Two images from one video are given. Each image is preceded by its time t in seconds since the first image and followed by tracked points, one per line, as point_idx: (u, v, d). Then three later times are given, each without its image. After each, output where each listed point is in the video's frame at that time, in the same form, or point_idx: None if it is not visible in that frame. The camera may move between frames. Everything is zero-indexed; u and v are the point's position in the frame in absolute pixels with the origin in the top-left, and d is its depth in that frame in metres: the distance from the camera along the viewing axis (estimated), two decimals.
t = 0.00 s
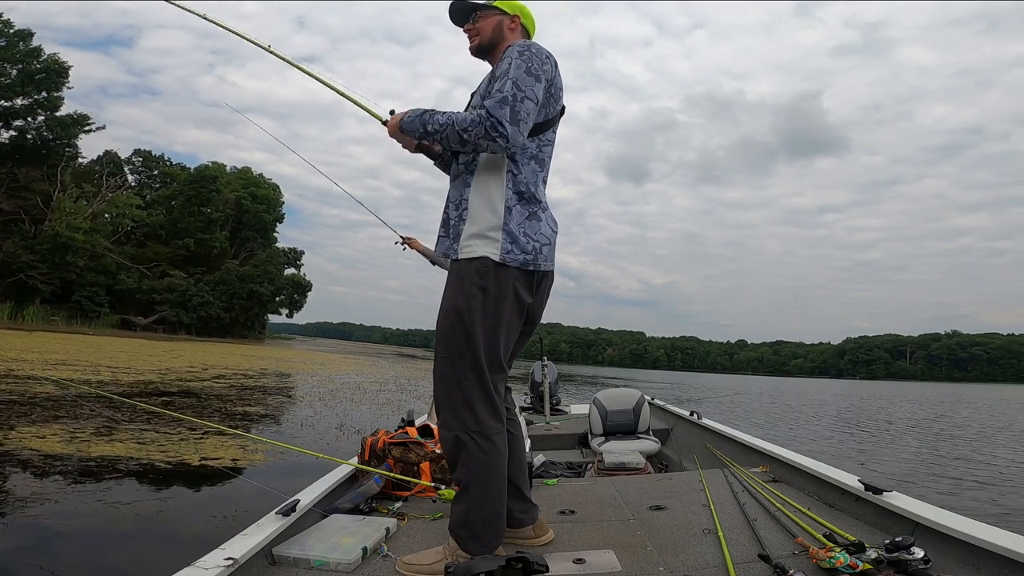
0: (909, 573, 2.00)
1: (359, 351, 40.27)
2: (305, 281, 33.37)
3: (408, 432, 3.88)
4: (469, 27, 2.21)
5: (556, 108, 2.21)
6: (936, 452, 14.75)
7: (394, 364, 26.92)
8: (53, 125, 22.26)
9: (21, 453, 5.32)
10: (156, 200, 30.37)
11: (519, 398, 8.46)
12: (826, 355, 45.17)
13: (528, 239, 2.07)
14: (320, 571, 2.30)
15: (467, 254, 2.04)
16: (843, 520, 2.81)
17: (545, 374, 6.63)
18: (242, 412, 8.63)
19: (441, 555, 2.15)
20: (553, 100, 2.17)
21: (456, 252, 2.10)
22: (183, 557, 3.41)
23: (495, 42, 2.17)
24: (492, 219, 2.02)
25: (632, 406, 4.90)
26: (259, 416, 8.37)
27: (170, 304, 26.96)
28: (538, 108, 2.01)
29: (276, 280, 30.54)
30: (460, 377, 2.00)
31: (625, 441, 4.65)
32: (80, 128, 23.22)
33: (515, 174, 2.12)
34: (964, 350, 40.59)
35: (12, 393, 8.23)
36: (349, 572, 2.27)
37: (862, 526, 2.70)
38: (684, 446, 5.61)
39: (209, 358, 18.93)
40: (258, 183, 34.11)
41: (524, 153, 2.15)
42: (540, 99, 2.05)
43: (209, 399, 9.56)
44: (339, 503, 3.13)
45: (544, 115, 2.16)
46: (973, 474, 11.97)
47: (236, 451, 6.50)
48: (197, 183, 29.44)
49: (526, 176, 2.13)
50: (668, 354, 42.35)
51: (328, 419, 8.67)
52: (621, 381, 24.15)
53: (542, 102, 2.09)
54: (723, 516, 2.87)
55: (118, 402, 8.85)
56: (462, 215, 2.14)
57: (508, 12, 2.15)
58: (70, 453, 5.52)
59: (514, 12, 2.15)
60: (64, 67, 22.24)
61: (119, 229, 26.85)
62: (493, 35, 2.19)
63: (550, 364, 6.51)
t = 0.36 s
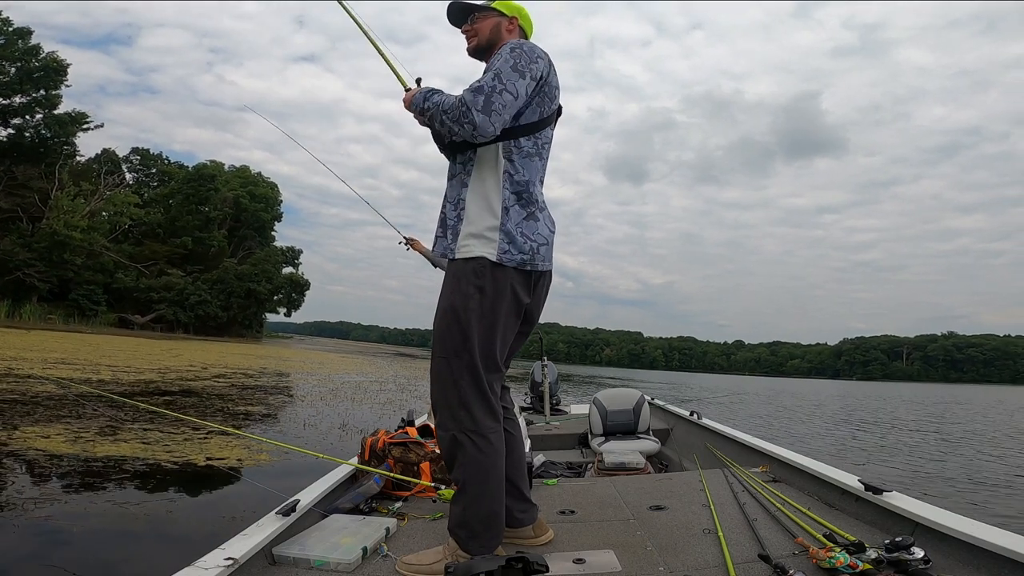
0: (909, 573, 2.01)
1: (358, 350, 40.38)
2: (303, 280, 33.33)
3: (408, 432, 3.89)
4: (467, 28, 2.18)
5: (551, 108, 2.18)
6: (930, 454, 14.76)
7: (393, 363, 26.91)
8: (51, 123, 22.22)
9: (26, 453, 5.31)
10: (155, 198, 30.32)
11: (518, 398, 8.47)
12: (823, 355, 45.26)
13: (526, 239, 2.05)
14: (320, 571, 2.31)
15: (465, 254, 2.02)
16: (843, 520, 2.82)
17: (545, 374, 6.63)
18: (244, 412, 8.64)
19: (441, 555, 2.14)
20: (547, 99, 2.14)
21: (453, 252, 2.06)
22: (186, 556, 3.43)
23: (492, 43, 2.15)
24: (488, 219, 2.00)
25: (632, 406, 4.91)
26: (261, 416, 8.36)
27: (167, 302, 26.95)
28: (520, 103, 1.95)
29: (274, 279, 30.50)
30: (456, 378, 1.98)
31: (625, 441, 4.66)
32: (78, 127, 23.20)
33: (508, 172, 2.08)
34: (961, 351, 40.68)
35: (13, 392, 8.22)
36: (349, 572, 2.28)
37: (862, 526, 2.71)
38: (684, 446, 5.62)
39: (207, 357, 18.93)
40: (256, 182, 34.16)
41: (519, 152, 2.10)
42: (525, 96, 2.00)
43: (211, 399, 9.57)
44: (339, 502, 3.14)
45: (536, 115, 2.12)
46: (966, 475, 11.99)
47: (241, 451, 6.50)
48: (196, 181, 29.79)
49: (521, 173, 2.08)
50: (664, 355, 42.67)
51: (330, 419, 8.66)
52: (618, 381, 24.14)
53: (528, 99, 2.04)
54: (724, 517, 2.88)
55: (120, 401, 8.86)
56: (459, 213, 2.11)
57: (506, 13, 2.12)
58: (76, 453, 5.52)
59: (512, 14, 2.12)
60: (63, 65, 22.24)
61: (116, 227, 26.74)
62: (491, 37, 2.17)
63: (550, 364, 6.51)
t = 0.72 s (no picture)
0: (909, 573, 1.98)
1: (358, 350, 40.47)
2: (301, 279, 33.28)
3: (408, 432, 3.92)
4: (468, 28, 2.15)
5: (549, 108, 2.11)
6: (928, 455, 14.76)
7: (392, 363, 26.90)
8: (49, 121, 22.26)
9: (31, 452, 5.30)
10: (153, 196, 30.29)
11: (518, 398, 8.47)
12: (821, 356, 45.30)
13: (520, 238, 1.98)
14: (320, 571, 2.33)
15: (459, 250, 1.96)
16: (843, 520, 2.78)
17: (545, 374, 6.61)
18: (246, 411, 8.64)
19: (441, 555, 2.11)
20: (544, 100, 2.08)
21: (447, 248, 2.01)
22: (183, 558, 3.43)
23: (493, 46, 2.10)
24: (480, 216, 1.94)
25: (632, 406, 4.90)
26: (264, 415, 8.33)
27: (165, 301, 26.98)
28: (494, 97, 1.90)
29: (272, 278, 30.57)
30: (449, 378, 1.92)
31: (625, 442, 4.67)
32: (77, 125, 23.21)
33: (503, 170, 2.00)
34: (957, 353, 40.76)
35: (13, 391, 8.22)
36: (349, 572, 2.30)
37: (861, 527, 2.68)
38: (684, 447, 5.61)
39: (206, 356, 18.97)
40: (254, 180, 34.24)
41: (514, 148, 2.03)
42: (509, 92, 1.94)
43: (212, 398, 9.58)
44: (339, 502, 3.16)
45: (529, 116, 2.05)
46: (964, 476, 11.99)
47: (246, 451, 6.45)
48: (195, 179, 29.43)
49: (516, 171, 2.01)
50: (662, 355, 42.83)
51: (332, 418, 8.61)
52: (617, 381, 24.15)
53: (513, 99, 2.00)
54: (724, 517, 2.84)
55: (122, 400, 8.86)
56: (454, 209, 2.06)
57: (508, 14, 2.07)
58: (81, 453, 5.51)
59: (513, 13, 2.07)
60: (61, 63, 22.24)
61: (114, 225, 26.73)
62: (493, 39, 2.11)
63: (550, 364, 6.50)
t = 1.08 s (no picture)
0: (909, 573, 2.01)
1: (356, 349, 40.47)
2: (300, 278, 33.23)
3: (408, 432, 3.95)
4: (466, 25, 2.14)
5: (550, 109, 2.13)
6: (924, 455, 14.83)
7: (391, 362, 26.90)
8: (48, 119, 22.30)
9: (38, 453, 5.25)
10: (151, 194, 30.29)
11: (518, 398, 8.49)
12: (817, 356, 45.34)
13: (520, 239, 2.00)
14: (320, 570, 2.37)
15: (459, 252, 1.98)
16: (844, 520, 2.82)
17: (545, 375, 6.62)
18: (249, 410, 8.63)
19: (441, 555, 2.14)
20: (544, 101, 2.10)
21: (448, 249, 2.03)
22: (186, 559, 3.37)
23: (492, 44, 2.12)
24: (481, 218, 1.96)
25: (632, 406, 4.93)
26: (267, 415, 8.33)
27: (162, 299, 27.01)
28: (496, 101, 1.91)
29: (269, 276, 30.65)
30: (450, 378, 1.95)
31: (625, 442, 4.70)
32: (76, 123, 23.24)
33: (502, 172, 2.02)
34: (953, 354, 40.87)
35: (15, 390, 8.22)
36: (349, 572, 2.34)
37: (862, 526, 2.71)
38: (684, 446, 5.65)
39: (204, 354, 18.98)
40: (253, 179, 34.24)
41: (514, 148, 2.04)
42: (510, 95, 1.96)
43: (214, 397, 9.59)
44: (339, 503, 3.20)
45: (527, 116, 2.06)
46: (960, 477, 12.04)
47: (252, 451, 6.41)
48: (193, 178, 29.18)
49: (517, 172, 2.03)
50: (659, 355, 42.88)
51: (335, 418, 8.60)
52: (614, 381, 24.18)
53: (514, 101, 2.00)
54: (724, 517, 2.88)
55: (124, 400, 8.87)
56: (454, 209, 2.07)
57: (506, 12, 2.08)
58: (87, 453, 5.49)
59: (512, 12, 2.08)
60: (60, 61, 22.25)
61: (112, 224, 26.73)
62: (491, 37, 2.13)
63: (551, 364, 6.51)
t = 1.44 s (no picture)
0: (908, 573, 2.06)
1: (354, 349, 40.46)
2: (296, 278, 32.79)
3: (408, 432, 3.99)
4: (467, 24, 2.15)
5: (553, 111, 2.17)
6: (920, 454, 14.94)
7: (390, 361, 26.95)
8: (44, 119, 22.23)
9: (45, 455, 5.28)
10: (147, 194, 30.23)
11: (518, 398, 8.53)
12: (814, 355, 45.54)
13: (523, 240, 2.04)
14: (320, 571, 2.40)
15: (463, 254, 2.01)
16: (843, 520, 2.87)
17: (545, 374, 6.65)
18: (250, 411, 8.65)
19: (441, 555, 2.18)
20: (548, 101, 2.12)
21: (450, 250, 2.05)
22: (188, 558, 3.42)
23: (493, 44, 2.14)
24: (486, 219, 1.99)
25: (632, 406, 4.98)
26: (269, 416, 8.37)
27: (159, 299, 26.95)
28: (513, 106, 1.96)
29: (267, 277, 30.56)
30: (454, 379, 1.98)
31: (625, 442, 4.75)
32: (72, 122, 23.16)
33: (508, 175, 2.06)
34: (948, 352, 41.19)
35: (17, 392, 8.23)
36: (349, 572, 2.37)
37: (862, 526, 2.77)
38: (684, 446, 5.69)
39: (204, 355, 18.97)
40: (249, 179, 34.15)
41: (518, 150, 2.08)
42: (521, 99, 2.00)
43: (214, 398, 9.61)
44: (339, 502, 3.24)
45: (533, 119, 2.10)
46: (957, 476, 12.14)
47: (257, 453, 6.43)
48: (189, 178, 29.28)
49: (521, 174, 2.07)
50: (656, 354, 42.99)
51: (336, 419, 8.63)
52: (613, 381, 24.24)
53: (523, 103, 2.03)
54: (724, 517, 2.92)
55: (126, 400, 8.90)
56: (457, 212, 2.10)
57: (507, 11, 2.10)
58: (94, 455, 5.50)
59: (514, 10, 2.10)
60: (56, 61, 22.17)
61: (107, 224, 26.65)
62: (491, 35, 2.14)
63: (550, 365, 6.53)
